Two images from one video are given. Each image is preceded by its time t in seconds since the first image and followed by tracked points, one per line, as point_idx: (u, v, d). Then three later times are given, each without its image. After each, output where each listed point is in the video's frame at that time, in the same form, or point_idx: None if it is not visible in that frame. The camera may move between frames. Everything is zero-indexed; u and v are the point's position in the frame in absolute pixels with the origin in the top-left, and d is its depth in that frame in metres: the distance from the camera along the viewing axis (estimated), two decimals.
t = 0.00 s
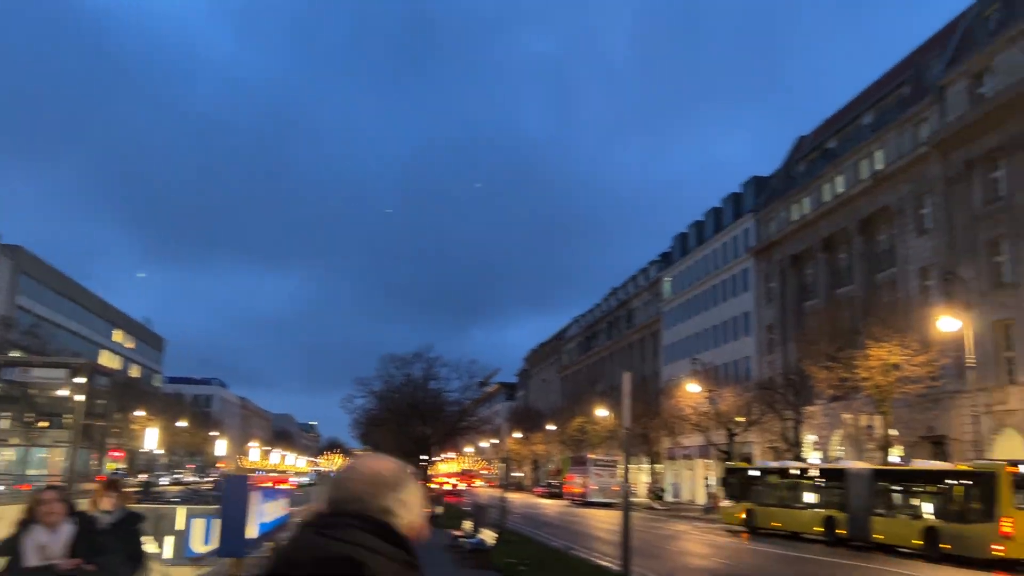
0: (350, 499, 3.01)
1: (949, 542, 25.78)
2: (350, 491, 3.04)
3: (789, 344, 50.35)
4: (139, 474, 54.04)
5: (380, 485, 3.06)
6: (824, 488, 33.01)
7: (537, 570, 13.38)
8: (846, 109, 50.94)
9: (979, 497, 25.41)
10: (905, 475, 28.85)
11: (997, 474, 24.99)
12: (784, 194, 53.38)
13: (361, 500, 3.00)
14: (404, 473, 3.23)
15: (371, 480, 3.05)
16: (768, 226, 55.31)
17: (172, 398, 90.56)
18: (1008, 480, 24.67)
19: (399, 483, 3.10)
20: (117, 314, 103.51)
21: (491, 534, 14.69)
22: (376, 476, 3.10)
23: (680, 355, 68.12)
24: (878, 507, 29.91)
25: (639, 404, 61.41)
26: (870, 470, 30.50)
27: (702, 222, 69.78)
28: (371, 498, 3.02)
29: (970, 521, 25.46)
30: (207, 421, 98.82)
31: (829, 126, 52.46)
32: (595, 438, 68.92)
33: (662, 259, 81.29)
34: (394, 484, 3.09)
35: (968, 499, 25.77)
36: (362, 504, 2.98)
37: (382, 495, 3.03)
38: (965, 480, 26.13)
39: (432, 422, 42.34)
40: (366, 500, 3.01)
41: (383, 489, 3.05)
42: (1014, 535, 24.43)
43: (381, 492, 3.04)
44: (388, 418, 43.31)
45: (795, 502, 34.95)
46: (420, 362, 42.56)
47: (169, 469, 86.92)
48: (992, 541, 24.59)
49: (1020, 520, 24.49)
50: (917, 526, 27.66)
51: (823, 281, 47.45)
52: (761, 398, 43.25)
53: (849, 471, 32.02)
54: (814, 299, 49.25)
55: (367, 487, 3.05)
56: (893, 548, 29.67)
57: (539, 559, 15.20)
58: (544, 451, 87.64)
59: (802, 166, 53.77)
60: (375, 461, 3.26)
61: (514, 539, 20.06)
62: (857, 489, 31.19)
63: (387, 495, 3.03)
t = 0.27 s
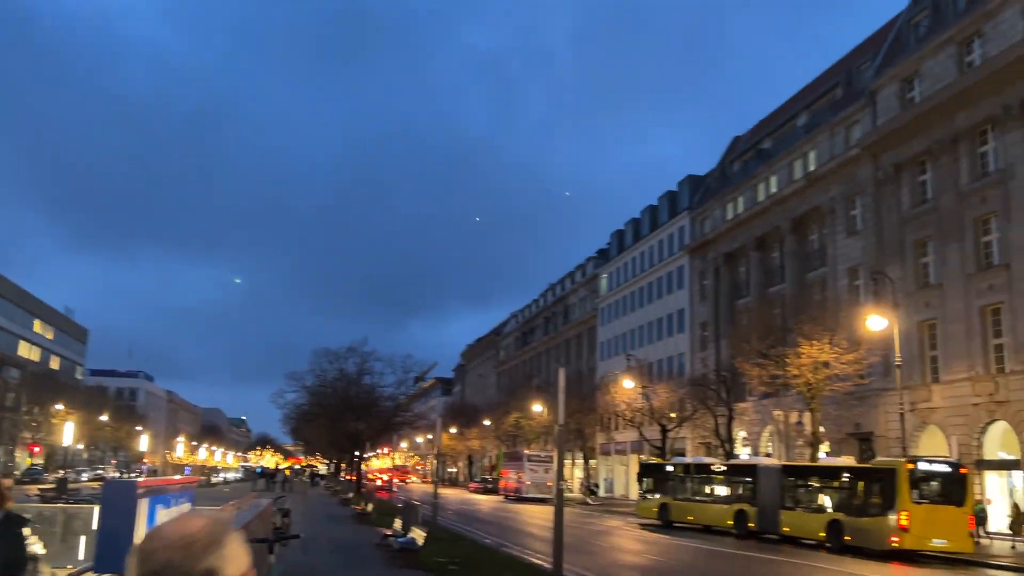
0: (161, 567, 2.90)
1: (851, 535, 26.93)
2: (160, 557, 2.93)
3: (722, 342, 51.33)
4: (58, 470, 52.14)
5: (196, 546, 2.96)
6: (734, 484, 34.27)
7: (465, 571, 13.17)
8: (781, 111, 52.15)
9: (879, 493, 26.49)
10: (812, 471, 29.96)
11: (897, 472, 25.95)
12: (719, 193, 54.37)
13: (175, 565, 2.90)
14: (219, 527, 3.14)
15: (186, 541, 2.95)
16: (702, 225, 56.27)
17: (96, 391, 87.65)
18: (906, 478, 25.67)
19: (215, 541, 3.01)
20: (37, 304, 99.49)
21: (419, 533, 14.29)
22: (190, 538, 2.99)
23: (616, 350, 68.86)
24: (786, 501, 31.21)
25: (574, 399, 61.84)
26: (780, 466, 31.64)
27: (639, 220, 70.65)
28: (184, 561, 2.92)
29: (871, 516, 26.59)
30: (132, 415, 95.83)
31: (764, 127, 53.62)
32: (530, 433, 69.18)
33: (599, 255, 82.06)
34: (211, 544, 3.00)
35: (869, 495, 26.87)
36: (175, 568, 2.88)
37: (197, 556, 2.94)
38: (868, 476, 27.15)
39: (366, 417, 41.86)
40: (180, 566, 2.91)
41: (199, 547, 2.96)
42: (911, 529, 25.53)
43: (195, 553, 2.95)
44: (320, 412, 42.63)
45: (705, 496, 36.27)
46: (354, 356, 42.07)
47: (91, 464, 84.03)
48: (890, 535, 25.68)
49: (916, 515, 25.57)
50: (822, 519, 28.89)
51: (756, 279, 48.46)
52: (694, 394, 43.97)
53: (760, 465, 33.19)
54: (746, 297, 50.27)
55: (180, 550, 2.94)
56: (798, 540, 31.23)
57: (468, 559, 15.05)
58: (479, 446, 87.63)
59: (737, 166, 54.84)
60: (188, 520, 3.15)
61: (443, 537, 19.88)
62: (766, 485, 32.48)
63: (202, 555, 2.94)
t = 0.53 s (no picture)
0: (99, 512, 2.86)
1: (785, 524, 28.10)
2: (95, 501, 2.89)
3: (681, 335, 51.79)
4: (3, 463, 50.63)
5: (136, 491, 2.93)
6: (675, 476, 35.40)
7: (426, 566, 12.96)
8: (742, 106, 52.75)
9: (813, 483, 27.72)
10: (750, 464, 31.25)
11: (829, 463, 27.27)
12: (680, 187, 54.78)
13: (114, 510, 2.87)
14: (161, 467, 3.11)
15: (126, 484, 2.91)
16: (663, 219, 56.72)
17: (45, 384, 85.37)
18: (837, 469, 26.96)
19: (156, 484, 2.97)
20: None
21: (379, 526, 14.03)
22: (130, 482, 2.95)
23: (576, 344, 69.20)
24: (725, 493, 32.40)
25: (535, 392, 61.95)
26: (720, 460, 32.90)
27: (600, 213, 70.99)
28: (123, 504, 2.89)
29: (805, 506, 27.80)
30: (81, 409, 93.54)
31: (724, 123, 54.18)
32: (490, 427, 69.09)
33: (561, 249, 82.32)
34: (152, 489, 2.96)
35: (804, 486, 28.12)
36: (113, 512, 2.85)
37: (139, 499, 2.91)
38: (802, 467, 28.45)
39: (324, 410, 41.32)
40: (120, 509, 2.88)
41: (140, 491, 2.92)
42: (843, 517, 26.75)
43: (136, 497, 2.92)
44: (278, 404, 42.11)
45: (647, 487, 37.40)
46: (312, 349, 41.63)
47: (37, 459, 81.79)
48: (823, 523, 26.85)
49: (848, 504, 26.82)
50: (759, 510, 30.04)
51: (715, 273, 48.92)
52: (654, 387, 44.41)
53: (701, 460, 34.36)
54: (706, 291, 50.73)
55: (120, 493, 2.91)
56: (736, 529, 32.38)
57: (429, 553, 14.87)
58: (438, 440, 87.38)
59: (698, 161, 55.37)
60: (127, 462, 3.11)
61: (401, 531, 19.67)
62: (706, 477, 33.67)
63: (143, 498, 2.92)
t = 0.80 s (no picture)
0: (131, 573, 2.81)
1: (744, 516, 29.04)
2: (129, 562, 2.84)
3: (662, 329, 51.89)
4: None
5: (170, 556, 2.89)
6: (637, 469, 36.01)
7: (407, 563, 12.75)
8: (725, 100, 52.91)
9: (770, 476, 28.58)
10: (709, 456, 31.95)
11: (787, 458, 28.01)
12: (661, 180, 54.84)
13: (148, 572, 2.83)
14: (194, 531, 3.07)
15: (161, 548, 2.87)
16: (645, 212, 56.78)
17: (18, 377, 84.23)
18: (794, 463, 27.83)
19: (190, 551, 2.93)
20: None
21: (359, 523, 13.77)
22: (166, 545, 2.91)
23: (558, 338, 69.23)
24: (687, 485, 33.12)
25: (515, 386, 61.86)
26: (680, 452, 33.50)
27: (581, 207, 71.00)
28: (159, 569, 2.84)
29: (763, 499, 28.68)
30: (55, 403, 92.36)
31: (706, 117, 54.28)
32: (470, 421, 68.92)
33: (542, 242, 82.28)
34: (185, 555, 2.92)
35: (762, 479, 28.94)
36: None
37: (172, 565, 2.87)
38: (759, 461, 29.23)
39: (302, 403, 40.96)
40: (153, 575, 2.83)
41: (174, 556, 2.88)
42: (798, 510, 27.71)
43: (169, 562, 2.88)
44: (256, 398, 41.76)
45: (609, 480, 38.23)
46: (291, 342, 41.34)
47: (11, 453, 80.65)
48: (779, 515, 27.82)
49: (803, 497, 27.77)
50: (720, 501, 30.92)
51: (697, 267, 49.01)
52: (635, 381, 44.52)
53: (664, 451, 34.97)
54: (687, 285, 50.85)
55: (155, 556, 2.88)
56: (697, 520, 33.25)
57: (411, 550, 14.68)
58: (418, 434, 87.15)
59: (680, 155, 55.46)
60: (160, 517, 3.08)
61: (380, 528, 19.47)
62: (667, 469, 34.45)
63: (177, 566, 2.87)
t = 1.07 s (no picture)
0: (136, 506, 2.81)
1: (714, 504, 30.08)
2: (132, 495, 2.84)
3: (654, 321, 51.93)
4: None
5: (174, 492, 2.89)
6: (611, 459, 36.94)
7: (399, 555, 12.66)
8: (718, 90, 52.84)
9: (740, 466, 29.62)
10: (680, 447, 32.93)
11: (756, 449, 29.03)
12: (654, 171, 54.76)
13: (150, 506, 2.82)
14: (193, 477, 3.07)
15: (165, 484, 2.88)
16: (637, 203, 56.70)
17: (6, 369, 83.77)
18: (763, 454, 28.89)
19: (191, 490, 2.94)
20: None
21: (347, 516, 13.61)
22: (168, 484, 2.91)
23: (550, 330, 69.20)
24: (658, 475, 34.07)
25: (508, 378, 61.83)
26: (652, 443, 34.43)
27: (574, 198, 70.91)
28: (161, 504, 2.84)
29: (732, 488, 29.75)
30: (44, 396, 91.87)
31: (698, 107, 54.19)
32: (462, 413, 68.85)
33: (534, 234, 82.16)
34: (187, 493, 2.92)
35: (732, 469, 30.00)
36: (149, 508, 2.79)
37: (174, 501, 2.87)
38: (729, 452, 30.24)
39: (292, 396, 40.84)
40: (156, 510, 2.83)
41: (176, 492, 2.88)
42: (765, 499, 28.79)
43: (171, 499, 2.87)
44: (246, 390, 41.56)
45: (584, 470, 39.20)
46: (281, 334, 41.15)
47: None
48: (747, 504, 28.88)
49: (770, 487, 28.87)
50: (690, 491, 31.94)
51: (689, 258, 49.02)
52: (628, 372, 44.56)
53: (636, 442, 35.93)
54: (679, 277, 50.85)
55: (157, 493, 2.87)
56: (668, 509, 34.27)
57: (402, 542, 14.61)
58: (410, 426, 87.11)
59: (672, 146, 55.38)
60: (162, 463, 3.08)
61: (371, 520, 19.39)
62: (640, 460, 35.39)
63: (178, 502, 2.87)
